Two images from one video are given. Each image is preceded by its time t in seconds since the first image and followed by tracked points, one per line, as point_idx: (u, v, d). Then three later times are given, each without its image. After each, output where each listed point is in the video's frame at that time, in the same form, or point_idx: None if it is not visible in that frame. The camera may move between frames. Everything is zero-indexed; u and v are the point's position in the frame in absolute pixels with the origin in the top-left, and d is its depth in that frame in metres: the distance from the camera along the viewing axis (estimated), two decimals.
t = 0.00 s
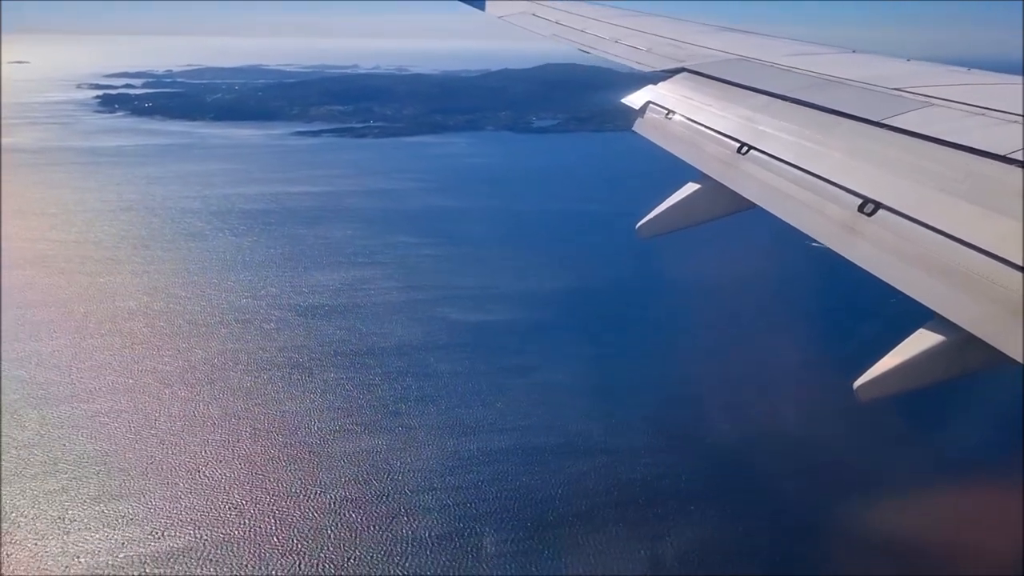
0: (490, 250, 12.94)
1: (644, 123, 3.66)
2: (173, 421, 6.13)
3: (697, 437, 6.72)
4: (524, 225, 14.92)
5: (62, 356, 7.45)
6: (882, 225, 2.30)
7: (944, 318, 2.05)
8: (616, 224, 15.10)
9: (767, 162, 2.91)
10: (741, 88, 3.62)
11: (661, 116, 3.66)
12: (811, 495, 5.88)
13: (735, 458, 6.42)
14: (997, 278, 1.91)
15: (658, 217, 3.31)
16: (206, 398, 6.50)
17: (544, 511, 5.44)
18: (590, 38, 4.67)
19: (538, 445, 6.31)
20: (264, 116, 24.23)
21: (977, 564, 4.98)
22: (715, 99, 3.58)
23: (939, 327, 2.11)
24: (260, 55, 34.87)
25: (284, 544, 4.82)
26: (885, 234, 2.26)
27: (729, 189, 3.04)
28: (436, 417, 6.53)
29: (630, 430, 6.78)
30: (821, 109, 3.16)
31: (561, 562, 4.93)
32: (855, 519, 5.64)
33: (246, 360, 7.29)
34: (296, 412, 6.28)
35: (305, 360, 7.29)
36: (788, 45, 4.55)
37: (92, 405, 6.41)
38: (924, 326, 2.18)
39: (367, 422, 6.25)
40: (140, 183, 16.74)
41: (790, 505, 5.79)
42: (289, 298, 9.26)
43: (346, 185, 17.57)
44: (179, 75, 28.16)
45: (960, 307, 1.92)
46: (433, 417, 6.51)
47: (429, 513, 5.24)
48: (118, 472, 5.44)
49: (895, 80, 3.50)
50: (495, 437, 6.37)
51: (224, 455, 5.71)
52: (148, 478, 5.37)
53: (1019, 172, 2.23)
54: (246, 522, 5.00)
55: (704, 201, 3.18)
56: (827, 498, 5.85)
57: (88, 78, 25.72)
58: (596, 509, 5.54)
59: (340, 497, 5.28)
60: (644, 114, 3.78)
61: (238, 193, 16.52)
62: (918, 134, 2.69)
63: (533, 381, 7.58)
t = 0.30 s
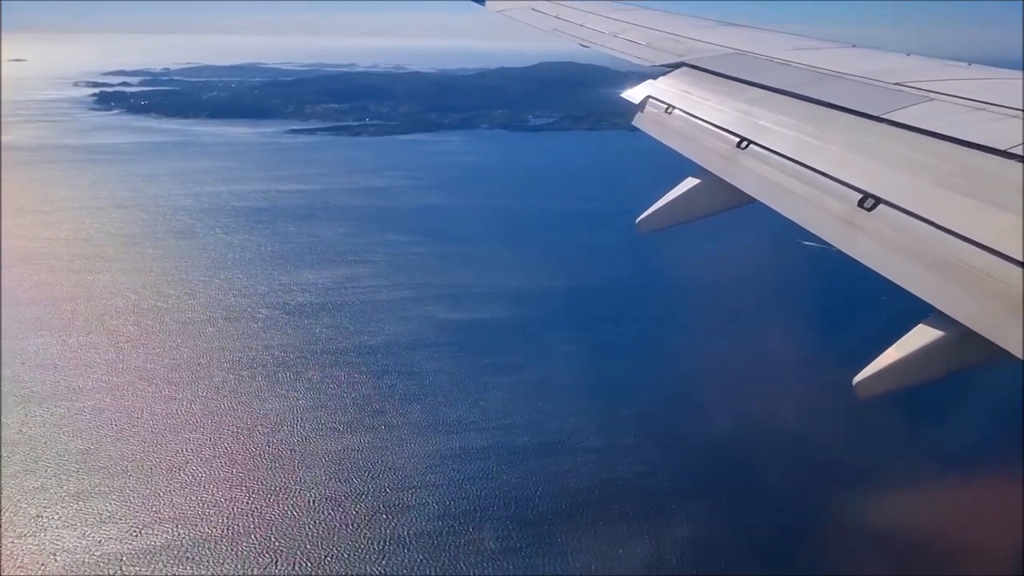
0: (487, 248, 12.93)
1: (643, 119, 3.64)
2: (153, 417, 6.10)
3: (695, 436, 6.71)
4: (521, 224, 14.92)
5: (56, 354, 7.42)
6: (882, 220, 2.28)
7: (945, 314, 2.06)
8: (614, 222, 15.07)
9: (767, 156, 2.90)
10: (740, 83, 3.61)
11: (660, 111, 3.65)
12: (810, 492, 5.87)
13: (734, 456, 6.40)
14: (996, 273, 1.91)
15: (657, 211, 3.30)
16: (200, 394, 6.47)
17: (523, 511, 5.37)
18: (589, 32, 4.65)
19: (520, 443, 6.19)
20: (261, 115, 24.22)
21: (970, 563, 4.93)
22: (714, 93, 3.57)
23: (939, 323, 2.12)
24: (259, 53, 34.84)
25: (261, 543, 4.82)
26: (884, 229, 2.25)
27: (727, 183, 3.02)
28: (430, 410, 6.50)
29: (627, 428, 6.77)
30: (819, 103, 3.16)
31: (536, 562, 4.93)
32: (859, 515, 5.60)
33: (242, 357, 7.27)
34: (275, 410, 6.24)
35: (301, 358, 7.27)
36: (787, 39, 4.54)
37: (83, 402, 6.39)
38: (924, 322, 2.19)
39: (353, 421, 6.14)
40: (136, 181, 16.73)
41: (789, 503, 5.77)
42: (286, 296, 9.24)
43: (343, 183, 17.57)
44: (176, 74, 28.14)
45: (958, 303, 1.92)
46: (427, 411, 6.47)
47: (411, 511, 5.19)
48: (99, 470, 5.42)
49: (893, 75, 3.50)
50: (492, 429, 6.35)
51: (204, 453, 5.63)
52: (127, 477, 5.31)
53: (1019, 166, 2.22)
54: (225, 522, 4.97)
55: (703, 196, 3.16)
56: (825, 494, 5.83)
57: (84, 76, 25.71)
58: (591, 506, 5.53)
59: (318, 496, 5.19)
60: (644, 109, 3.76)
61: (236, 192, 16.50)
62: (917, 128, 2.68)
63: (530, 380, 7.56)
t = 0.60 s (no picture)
0: (484, 247, 12.93)
1: (644, 115, 3.64)
2: (133, 416, 6.09)
3: (695, 435, 6.70)
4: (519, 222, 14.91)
5: (51, 352, 7.41)
6: (882, 216, 2.29)
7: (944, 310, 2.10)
8: (614, 221, 15.03)
9: (767, 152, 2.90)
10: (741, 79, 3.61)
11: (661, 107, 3.65)
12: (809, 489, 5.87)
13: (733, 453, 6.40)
14: (995, 269, 1.92)
15: (657, 206, 3.30)
16: (190, 391, 6.47)
17: (502, 509, 5.34)
18: (590, 28, 4.65)
19: (505, 442, 6.21)
20: (258, 114, 24.20)
21: (968, 565, 4.86)
22: (715, 89, 3.57)
23: (938, 319, 2.16)
24: (257, 52, 34.87)
25: (240, 541, 4.77)
26: (885, 225, 2.25)
27: (727, 179, 3.03)
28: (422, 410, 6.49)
29: (625, 427, 6.78)
30: (820, 99, 3.16)
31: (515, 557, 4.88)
32: (859, 514, 5.60)
33: (239, 356, 7.27)
34: (253, 411, 6.23)
35: (299, 356, 7.26)
36: (788, 35, 4.54)
37: (75, 400, 6.39)
38: (924, 318, 2.23)
39: (331, 421, 6.10)
40: (132, 180, 16.71)
41: (789, 500, 5.76)
42: (283, 294, 9.22)
43: (340, 182, 17.56)
44: (174, 72, 28.14)
45: (958, 298, 1.93)
46: (422, 411, 6.45)
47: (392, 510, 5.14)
48: (80, 468, 5.39)
49: (894, 71, 3.51)
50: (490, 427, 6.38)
51: (185, 453, 5.59)
52: (106, 476, 5.28)
53: (1018, 163, 2.23)
54: (205, 521, 4.92)
55: (703, 192, 3.16)
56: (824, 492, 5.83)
57: (80, 75, 25.66)
58: (588, 505, 5.52)
59: (299, 496, 5.17)
60: (644, 105, 3.76)
61: (233, 191, 16.50)
62: (917, 124, 2.69)
63: (529, 377, 7.55)
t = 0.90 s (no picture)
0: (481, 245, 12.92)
1: (644, 111, 3.63)
2: (116, 415, 6.08)
3: (694, 433, 6.69)
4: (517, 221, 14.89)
5: (46, 352, 7.39)
6: (883, 212, 2.29)
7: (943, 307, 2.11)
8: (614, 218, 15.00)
9: (766, 148, 2.89)
10: (742, 76, 3.60)
11: (661, 103, 3.64)
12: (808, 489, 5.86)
13: (732, 451, 6.39)
14: (995, 265, 1.92)
15: (657, 203, 3.30)
16: (186, 390, 6.47)
17: (481, 511, 5.24)
18: (590, 25, 4.64)
19: (487, 441, 6.12)
20: (256, 113, 24.16)
21: (968, 562, 4.89)
22: (715, 85, 3.56)
23: (938, 316, 2.18)
24: (255, 52, 34.83)
25: (221, 540, 4.77)
26: (885, 222, 2.25)
27: (726, 176, 3.02)
28: (418, 407, 6.47)
29: (623, 425, 6.77)
30: (821, 96, 3.15)
31: (493, 559, 4.85)
32: (863, 503, 5.63)
33: (236, 354, 7.25)
34: (230, 412, 6.19)
35: (296, 355, 7.25)
36: (789, 32, 4.54)
37: (67, 399, 6.38)
38: (924, 314, 2.26)
39: (308, 420, 6.03)
40: (129, 179, 16.68)
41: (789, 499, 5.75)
42: (281, 292, 9.21)
43: (337, 181, 17.53)
44: (171, 71, 28.14)
45: (955, 292, 1.93)
46: (415, 409, 6.40)
47: (372, 511, 5.08)
48: (61, 468, 5.36)
49: (895, 68, 3.51)
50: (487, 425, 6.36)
51: (167, 451, 5.55)
52: (86, 476, 5.25)
53: (1019, 159, 2.23)
54: (182, 520, 4.88)
55: (703, 189, 3.15)
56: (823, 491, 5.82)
57: (76, 74, 25.62)
58: (585, 503, 5.51)
59: (283, 495, 5.15)
60: (644, 101, 3.75)
61: (232, 191, 16.47)
62: (917, 121, 2.69)
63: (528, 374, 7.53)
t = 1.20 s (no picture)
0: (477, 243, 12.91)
1: (644, 109, 3.62)
2: (98, 412, 6.12)
3: (693, 432, 6.68)
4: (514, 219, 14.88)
5: (40, 352, 7.37)
6: (882, 211, 2.27)
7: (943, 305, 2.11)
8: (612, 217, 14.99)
9: (766, 146, 2.89)
10: (741, 74, 3.59)
11: (660, 101, 3.63)
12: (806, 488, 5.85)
13: (730, 451, 6.38)
14: (995, 264, 1.91)
15: (656, 201, 3.29)
16: (181, 389, 6.47)
17: (459, 508, 5.16)
18: (590, 22, 4.64)
19: (469, 439, 6.03)
20: (253, 112, 24.15)
21: (968, 563, 4.84)
22: (715, 83, 3.55)
23: (938, 314, 2.18)
24: (254, 52, 34.77)
25: (197, 540, 4.73)
26: (883, 220, 2.24)
27: (725, 174, 3.01)
28: (416, 403, 6.46)
29: (621, 423, 6.77)
30: (820, 94, 3.15)
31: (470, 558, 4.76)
32: (860, 502, 5.58)
33: (233, 354, 7.23)
34: (210, 410, 6.14)
35: (292, 354, 7.24)
36: (789, 30, 4.53)
37: (61, 398, 6.39)
38: (923, 312, 2.26)
39: (286, 420, 5.99)
40: (125, 179, 16.68)
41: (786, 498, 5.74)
42: (278, 291, 9.17)
43: (334, 180, 17.52)
44: (169, 70, 28.12)
45: (955, 290, 1.93)
46: (410, 407, 6.38)
47: (351, 509, 5.02)
48: (42, 468, 5.39)
49: (895, 66, 3.50)
50: (486, 422, 6.37)
51: (150, 450, 5.57)
52: (67, 475, 5.28)
53: (1019, 158, 2.23)
54: (159, 519, 4.89)
55: (702, 187, 3.14)
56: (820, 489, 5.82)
57: (73, 73, 25.59)
58: (580, 501, 5.49)
59: (257, 497, 5.08)
60: (644, 99, 3.74)
61: (230, 191, 16.42)
62: (917, 119, 2.68)
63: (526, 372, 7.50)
